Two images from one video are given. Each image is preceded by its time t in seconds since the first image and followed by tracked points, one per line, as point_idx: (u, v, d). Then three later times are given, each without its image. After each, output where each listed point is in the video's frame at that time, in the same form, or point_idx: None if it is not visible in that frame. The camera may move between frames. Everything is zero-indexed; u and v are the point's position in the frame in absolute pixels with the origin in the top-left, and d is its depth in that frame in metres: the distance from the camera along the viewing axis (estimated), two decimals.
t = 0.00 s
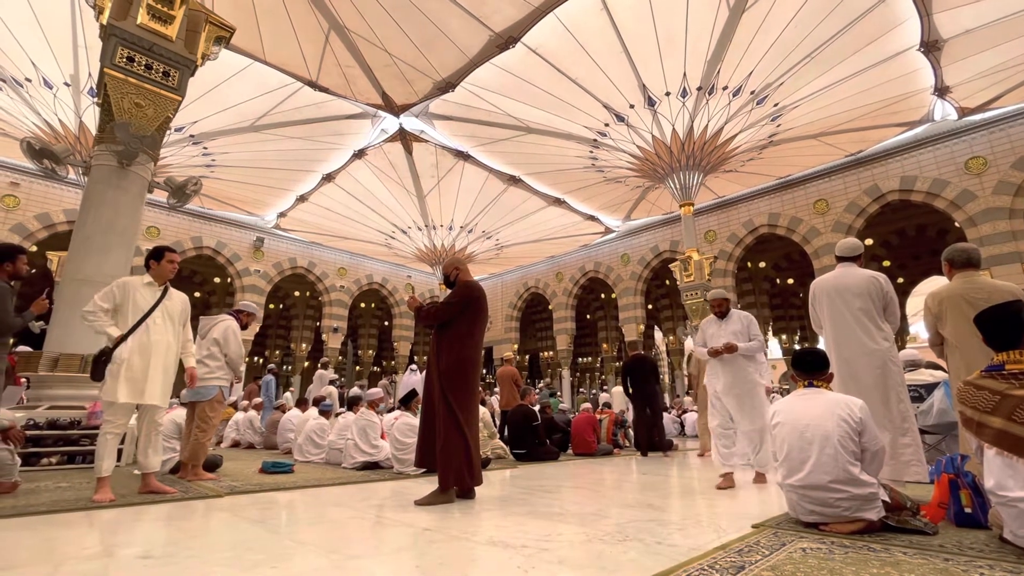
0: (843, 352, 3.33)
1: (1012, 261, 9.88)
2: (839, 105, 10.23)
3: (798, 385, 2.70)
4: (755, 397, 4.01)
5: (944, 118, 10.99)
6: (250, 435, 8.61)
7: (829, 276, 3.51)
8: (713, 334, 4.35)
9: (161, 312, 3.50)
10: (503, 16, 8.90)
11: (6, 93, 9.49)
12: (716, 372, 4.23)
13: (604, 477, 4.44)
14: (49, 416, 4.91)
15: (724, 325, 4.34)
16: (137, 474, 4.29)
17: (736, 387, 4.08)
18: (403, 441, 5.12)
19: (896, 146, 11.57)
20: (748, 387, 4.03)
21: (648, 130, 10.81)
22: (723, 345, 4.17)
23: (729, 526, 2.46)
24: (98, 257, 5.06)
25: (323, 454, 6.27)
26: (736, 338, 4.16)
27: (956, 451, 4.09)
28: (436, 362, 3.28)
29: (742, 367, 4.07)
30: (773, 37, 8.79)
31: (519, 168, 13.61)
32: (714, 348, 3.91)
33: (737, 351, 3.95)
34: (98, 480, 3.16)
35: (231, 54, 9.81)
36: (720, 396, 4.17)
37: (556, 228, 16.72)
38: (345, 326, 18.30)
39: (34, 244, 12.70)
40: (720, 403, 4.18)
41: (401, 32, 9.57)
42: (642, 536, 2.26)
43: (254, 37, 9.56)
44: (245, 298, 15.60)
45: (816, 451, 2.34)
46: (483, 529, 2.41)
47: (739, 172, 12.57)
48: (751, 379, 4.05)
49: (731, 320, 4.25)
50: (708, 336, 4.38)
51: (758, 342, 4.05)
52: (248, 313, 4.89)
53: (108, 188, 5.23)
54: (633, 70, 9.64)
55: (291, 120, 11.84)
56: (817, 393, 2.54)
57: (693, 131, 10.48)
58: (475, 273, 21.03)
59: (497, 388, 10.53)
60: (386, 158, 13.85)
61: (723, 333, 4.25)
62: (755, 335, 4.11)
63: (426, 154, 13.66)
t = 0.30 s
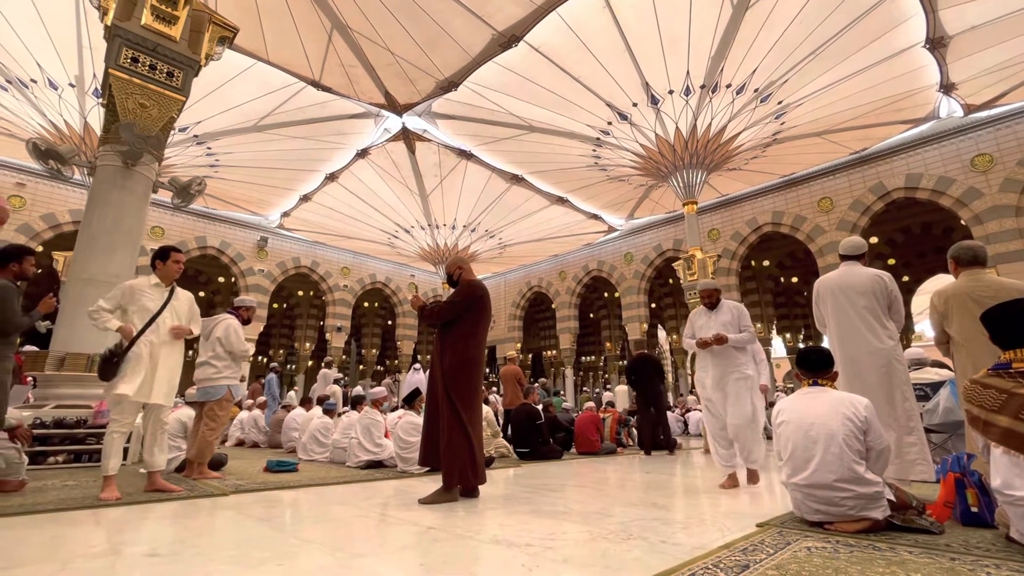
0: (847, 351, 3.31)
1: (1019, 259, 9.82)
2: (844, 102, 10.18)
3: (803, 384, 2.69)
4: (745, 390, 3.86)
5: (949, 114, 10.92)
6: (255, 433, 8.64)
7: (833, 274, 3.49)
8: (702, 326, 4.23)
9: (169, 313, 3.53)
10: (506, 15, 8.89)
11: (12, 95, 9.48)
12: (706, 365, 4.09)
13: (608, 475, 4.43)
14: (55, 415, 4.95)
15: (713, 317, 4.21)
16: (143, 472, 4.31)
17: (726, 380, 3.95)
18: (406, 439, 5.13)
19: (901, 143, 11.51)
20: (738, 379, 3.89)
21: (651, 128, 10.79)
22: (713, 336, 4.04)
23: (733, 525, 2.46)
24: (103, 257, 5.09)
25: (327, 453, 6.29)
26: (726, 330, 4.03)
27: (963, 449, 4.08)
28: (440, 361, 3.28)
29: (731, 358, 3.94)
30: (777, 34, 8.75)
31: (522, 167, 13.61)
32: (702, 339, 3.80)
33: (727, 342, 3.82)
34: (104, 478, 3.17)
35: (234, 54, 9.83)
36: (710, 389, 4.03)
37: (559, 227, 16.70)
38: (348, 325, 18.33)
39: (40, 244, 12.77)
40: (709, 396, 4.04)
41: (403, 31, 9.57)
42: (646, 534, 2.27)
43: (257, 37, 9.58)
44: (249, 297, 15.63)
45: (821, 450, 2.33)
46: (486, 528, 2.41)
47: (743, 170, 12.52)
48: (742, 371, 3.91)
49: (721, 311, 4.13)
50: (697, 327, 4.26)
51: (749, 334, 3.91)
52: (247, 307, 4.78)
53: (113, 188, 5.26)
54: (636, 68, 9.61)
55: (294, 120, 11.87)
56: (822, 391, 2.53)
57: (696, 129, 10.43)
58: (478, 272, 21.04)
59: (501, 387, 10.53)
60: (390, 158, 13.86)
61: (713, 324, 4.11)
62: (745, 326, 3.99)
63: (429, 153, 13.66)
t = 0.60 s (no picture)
0: (852, 349, 3.30)
1: None
2: (848, 99, 10.13)
3: (807, 382, 2.68)
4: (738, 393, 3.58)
5: (955, 111, 10.85)
6: (260, 432, 8.65)
7: (838, 272, 3.47)
8: (698, 322, 3.96)
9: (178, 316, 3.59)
10: (508, 13, 8.88)
11: (18, 95, 9.61)
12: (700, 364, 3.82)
13: (612, 474, 4.43)
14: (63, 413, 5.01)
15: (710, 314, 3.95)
16: (149, 471, 4.34)
17: (722, 380, 3.67)
18: (411, 438, 5.13)
19: (907, 140, 11.45)
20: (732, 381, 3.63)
21: (655, 126, 10.76)
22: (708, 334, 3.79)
23: (738, 524, 2.46)
24: (109, 257, 5.12)
25: (331, 451, 6.30)
26: (723, 327, 3.78)
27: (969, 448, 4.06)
28: (444, 361, 3.29)
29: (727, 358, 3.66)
30: (782, 31, 8.71)
31: (525, 166, 13.61)
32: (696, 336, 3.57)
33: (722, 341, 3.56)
34: (112, 476, 3.20)
35: (238, 53, 9.86)
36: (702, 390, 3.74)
37: (562, 226, 16.69)
38: (352, 324, 18.36)
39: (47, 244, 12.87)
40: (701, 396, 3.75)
41: (406, 30, 9.58)
42: (650, 532, 2.27)
43: (261, 37, 9.60)
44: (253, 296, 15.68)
45: (826, 449, 2.33)
46: (490, 526, 2.41)
47: (747, 168, 12.49)
48: (737, 372, 3.65)
49: (718, 308, 3.87)
50: (693, 324, 4.00)
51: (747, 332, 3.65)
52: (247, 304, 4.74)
53: (119, 188, 5.29)
54: (640, 66, 9.58)
55: (298, 119, 11.90)
56: (826, 390, 2.53)
57: (700, 126, 10.41)
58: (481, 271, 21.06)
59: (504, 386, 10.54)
60: (393, 156, 13.87)
61: (708, 321, 3.86)
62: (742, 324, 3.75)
63: (432, 152, 13.67)
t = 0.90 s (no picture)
0: (857, 346, 3.28)
1: None
2: (852, 96, 10.10)
3: (812, 381, 2.67)
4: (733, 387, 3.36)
5: (961, 109, 10.78)
6: (264, 431, 8.67)
7: (842, 271, 3.46)
8: (694, 313, 3.73)
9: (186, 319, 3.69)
10: (512, 12, 8.88)
11: (23, 95, 9.67)
12: (694, 356, 3.58)
13: (615, 473, 4.43)
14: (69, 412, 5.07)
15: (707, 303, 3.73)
16: (155, 469, 4.37)
17: (717, 374, 3.44)
18: (414, 436, 5.14)
19: (912, 138, 11.39)
20: (728, 374, 3.40)
21: (658, 124, 10.73)
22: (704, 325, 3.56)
23: (741, 522, 2.45)
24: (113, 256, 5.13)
25: (335, 449, 6.32)
26: (719, 318, 3.55)
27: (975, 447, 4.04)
28: (448, 359, 3.29)
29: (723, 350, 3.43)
30: (786, 29, 8.68)
31: (529, 164, 13.60)
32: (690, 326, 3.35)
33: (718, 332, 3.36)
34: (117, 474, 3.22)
35: (242, 53, 9.89)
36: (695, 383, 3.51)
37: (565, 225, 16.68)
38: (355, 323, 18.39)
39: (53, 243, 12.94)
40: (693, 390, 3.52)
41: (409, 29, 9.58)
42: (654, 531, 2.27)
43: (265, 37, 9.62)
44: (257, 296, 15.72)
45: (830, 448, 2.32)
46: (494, 524, 2.41)
47: (751, 167, 12.44)
48: (733, 366, 3.43)
49: (716, 297, 3.65)
50: (688, 314, 3.77)
51: (745, 323, 3.42)
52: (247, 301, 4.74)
53: (124, 187, 5.28)
54: (643, 64, 9.56)
55: (301, 119, 11.92)
56: (830, 390, 2.51)
57: (704, 125, 10.37)
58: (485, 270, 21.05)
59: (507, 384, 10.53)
60: (396, 155, 13.87)
61: (704, 312, 3.64)
62: (741, 314, 3.51)
63: (435, 151, 13.67)
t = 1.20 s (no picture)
0: (862, 345, 3.27)
1: None
2: (856, 94, 10.05)
3: (815, 380, 2.66)
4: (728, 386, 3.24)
5: (967, 106, 10.71)
6: (268, 429, 8.69)
7: (847, 269, 3.44)
8: (687, 309, 3.58)
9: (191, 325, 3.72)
10: (514, 10, 8.87)
11: (28, 95, 9.64)
12: (689, 354, 3.42)
13: (618, 471, 4.42)
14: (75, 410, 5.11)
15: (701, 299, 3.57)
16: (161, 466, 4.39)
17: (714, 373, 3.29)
18: (417, 435, 5.15)
19: (917, 136, 11.32)
20: (726, 373, 3.24)
21: (661, 122, 10.72)
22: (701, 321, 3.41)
23: (744, 521, 2.45)
24: (117, 254, 5.16)
25: (339, 448, 6.34)
26: (716, 314, 3.41)
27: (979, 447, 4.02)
28: (452, 358, 3.29)
29: (718, 348, 3.31)
30: (789, 27, 8.65)
31: (531, 163, 13.59)
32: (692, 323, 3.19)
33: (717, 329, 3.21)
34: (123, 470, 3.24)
35: (245, 53, 9.91)
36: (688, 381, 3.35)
37: (568, 223, 16.68)
38: (359, 321, 18.41)
39: (58, 242, 13.00)
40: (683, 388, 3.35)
41: (411, 28, 9.57)
42: (656, 529, 2.27)
43: (267, 36, 9.64)
44: (261, 295, 15.77)
45: (834, 447, 2.31)
46: (496, 523, 2.41)
47: (754, 165, 12.40)
48: (732, 364, 3.29)
49: (711, 292, 3.50)
50: (681, 311, 3.61)
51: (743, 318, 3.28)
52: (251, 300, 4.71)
53: (129, 187, 5.32)
54: (646, 62, 9.53)
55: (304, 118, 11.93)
56: (835, 388, 2.50)
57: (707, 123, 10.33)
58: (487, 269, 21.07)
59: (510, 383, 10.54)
60: (398, 154, 13.89)
61: (700, 307, 3.48)
62: (737, 311, 3.39)
63: (438, 149, 13.68)
